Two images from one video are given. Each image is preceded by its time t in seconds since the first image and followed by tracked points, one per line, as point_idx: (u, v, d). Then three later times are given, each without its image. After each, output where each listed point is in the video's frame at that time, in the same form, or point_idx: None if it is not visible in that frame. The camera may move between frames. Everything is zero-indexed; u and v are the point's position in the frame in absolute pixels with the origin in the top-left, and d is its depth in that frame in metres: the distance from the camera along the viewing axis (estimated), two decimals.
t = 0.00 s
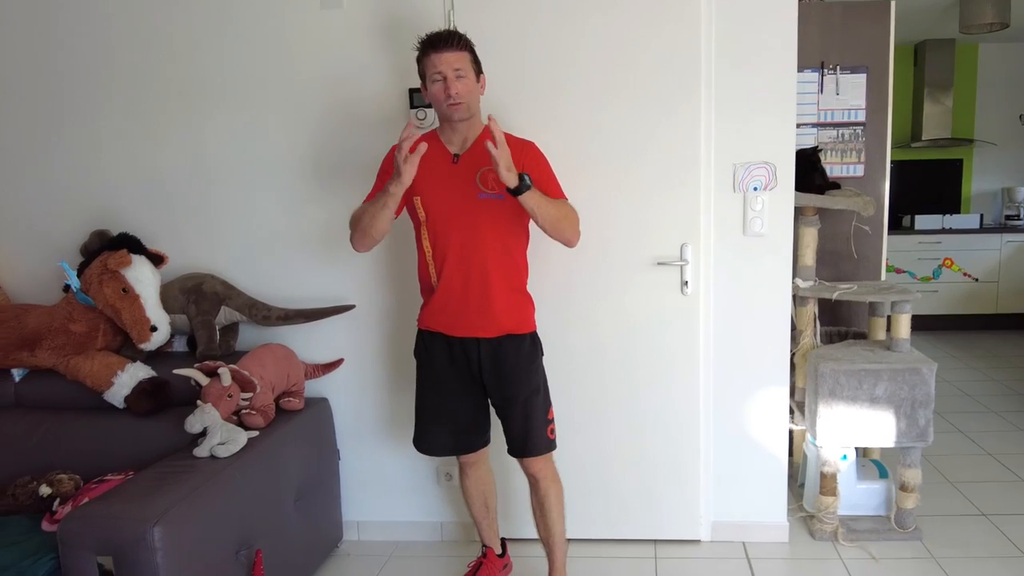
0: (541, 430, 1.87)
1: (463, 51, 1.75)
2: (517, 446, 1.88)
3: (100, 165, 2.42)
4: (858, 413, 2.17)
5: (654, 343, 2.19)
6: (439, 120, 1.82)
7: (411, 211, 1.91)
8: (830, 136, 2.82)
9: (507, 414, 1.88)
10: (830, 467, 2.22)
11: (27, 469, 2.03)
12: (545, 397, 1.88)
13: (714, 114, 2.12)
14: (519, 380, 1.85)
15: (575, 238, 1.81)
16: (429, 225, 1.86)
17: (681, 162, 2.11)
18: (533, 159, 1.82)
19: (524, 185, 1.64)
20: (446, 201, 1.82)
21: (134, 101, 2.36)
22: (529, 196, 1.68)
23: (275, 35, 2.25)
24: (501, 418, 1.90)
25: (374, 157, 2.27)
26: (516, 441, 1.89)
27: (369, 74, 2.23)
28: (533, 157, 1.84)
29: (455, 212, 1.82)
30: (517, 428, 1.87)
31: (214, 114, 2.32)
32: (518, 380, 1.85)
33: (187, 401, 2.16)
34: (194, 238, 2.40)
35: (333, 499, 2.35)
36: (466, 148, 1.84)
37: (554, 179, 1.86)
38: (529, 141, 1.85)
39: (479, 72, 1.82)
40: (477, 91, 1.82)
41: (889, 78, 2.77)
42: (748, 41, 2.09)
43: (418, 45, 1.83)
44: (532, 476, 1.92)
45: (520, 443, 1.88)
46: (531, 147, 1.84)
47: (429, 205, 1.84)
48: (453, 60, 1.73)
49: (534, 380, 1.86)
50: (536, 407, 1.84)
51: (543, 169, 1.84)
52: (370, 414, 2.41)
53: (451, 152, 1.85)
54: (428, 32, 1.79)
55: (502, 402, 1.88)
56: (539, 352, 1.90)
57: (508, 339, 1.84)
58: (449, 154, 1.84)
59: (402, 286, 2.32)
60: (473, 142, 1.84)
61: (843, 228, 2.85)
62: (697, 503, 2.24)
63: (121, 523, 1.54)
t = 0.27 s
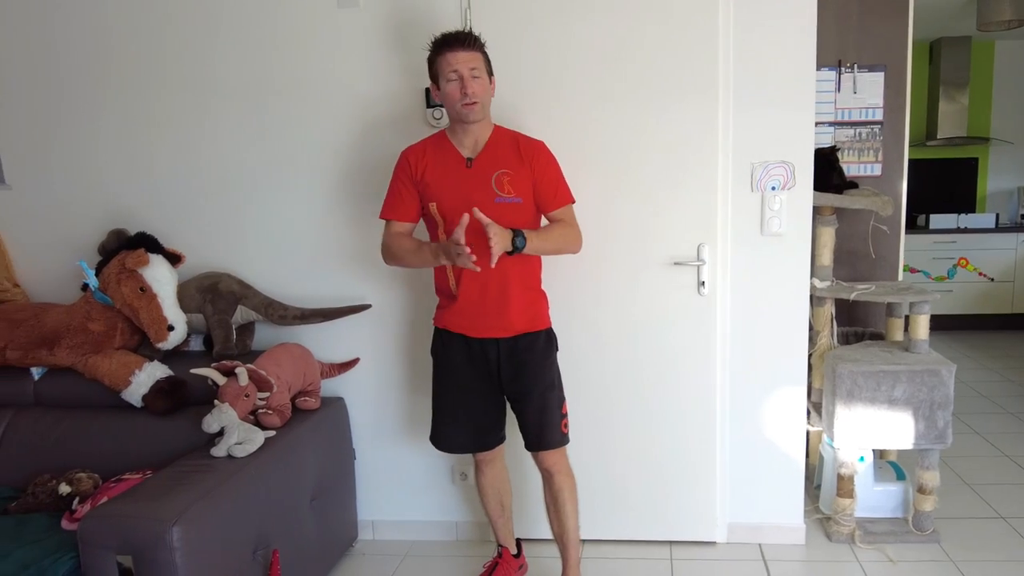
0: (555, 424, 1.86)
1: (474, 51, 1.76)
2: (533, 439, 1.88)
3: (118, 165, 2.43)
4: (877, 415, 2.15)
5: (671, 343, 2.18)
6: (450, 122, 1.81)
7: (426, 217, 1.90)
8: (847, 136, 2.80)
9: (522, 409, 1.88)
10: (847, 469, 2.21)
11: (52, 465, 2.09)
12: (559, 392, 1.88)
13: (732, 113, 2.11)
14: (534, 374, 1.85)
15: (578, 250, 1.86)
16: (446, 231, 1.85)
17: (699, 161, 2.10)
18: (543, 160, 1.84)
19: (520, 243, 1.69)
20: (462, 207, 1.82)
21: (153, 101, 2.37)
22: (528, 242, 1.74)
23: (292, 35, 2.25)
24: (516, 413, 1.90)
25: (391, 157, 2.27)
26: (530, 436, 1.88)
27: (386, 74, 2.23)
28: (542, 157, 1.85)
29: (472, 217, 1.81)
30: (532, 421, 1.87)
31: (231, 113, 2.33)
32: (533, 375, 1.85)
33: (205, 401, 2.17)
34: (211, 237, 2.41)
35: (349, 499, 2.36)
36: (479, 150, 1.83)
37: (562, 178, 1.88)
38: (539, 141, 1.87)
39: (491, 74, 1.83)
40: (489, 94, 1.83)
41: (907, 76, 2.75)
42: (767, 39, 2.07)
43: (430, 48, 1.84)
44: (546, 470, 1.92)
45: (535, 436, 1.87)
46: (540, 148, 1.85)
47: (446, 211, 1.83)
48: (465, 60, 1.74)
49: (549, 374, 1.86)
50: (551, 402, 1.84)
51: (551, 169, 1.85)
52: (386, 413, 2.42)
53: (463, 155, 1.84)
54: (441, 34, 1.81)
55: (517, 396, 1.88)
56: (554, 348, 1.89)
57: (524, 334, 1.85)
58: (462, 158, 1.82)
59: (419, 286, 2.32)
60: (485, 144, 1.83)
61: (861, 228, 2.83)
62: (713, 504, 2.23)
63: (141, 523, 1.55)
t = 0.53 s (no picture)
0: (568, 425, 1.86)
1: (481, 51, 1.76)
2: (545, 440, 1.88)
3: (133, 166, 2.45)
4: (891, 418, 2.14)
5: (685, 345, 2.18)
6: (461, 125, 1.82)
7: (441, 220, 1.91)
8: (863, 137, 2.78)
9: (534, 408, 1.87)
10: (862, 472, 2.19)
11: (70, 462, 2.13)
12: (571, 391, 1.88)
13: (747, 114, 2.10)
14: (547, 374, 1.84)
15: (592, 252, 1.87)
16: (461, 235, 1.86)
17: (714, 163, 2.09)
18: (555, 161, 1.83)
19: (532, 248, 1.70)
20: (477, 210, 1.82)
21: (168, 102, 2.38)
22: (538, 247, 1.74)
23: (306, 36, 2.26)
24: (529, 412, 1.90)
25: (405, 158, 2.28)
26: (543, 437, 1.88)
27: (400, 75, 2.24)
28: (554, 157, 1.84)
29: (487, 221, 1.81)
30: (545, 420, 1.86)
31: (245, 114, 2.34)
32: (546, 376, 1.84)
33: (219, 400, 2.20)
34: (225, 237, 2.42)
35: (362, 499, 2.36)
36: (491, 152, 1.83)
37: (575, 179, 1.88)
38: (552, 142, 1.86)
39: (499, 74, 1.82)
40: (498, 94, 1.82)
41: (923, 77, 2.73)
42: (783, 39, 2.06)
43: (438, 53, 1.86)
44: (558, 469, 1.92)
45: (547, 434, 1.87)
46: (552, 148, 1.84)
47: (462, 215, 1.84)
48: (471, 60, 1.75)
49: (561, 373, 1.86)
50: (564, 403, 1.84)
51: (564, 170, 1.85)
52: (398, 414, 2.43)
53: (477, 158, 1.84)
54: (448, 38, 1.82)
55: (529, 394, 1.88)
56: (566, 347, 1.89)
57: (537, 334, 1.85)
58: (476, 161, 1.82)
59: (432, 287, 2.33)
60: (497, 146, 1.82)
61: (875, 229, 2.81)
62: (726, 507, 2.23)
63: (157, 523, 1.56)
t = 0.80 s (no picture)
0: (579, 425, 1.86)
1: (489, 52, 1.77)
2: (556, 440, 1.87)
3: (145, 165, 2.46)
4: (903, 421, 2.13)
5: (695, 346, 2.17)
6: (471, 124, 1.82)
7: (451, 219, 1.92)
8: (875, 136, 2.76)
9: (546, 408, 1.87)
10: (874, 474, 2.18)
11: (82, 460, 2.14)
12: (583, 392, 1.87)
13: (759, 114, 2.09)
14: (558, 375, 1.84)
15: (602, 249, 1.84)
16: (471, 233, 1.86)
17: (726, 163, 2.08)
18: (563, 158, 1.82)
19: (538, 243, 1.69)
20: (485, 208, 1.82)
21: (179, 102, 2.39)
22: (546, 243, 1.73)
23: (318, 36, 2.27)
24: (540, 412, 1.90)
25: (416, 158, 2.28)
26: (554, 438, 1.88)
27: (411, 75, 2.24)
28: (563, 155, 1.83)
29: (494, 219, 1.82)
30: (556, 419, 1.86)
31: (256, 114, 2.34)
32: (557, 376, 1.84)
33: (229, 399, 2.21)
34: (236, 236, 2.43)
35: (372, 498, 2.37)
36: (501, 151, 1.83)
37: (585, 176, 1.86)
38: (560, 139, 1.86)
39: (507, 73, 1.83)
40: (507, 93, 1.82)
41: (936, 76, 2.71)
42: (796, 38, 2.05)
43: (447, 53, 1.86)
44: (571, 470, 1.91)
45: (559, 436, 1.87)
46: (560, 146, 1.84)
47: (470, 213, 1.84)
48: (479, 60, 1.75)
49: (573, 374, 1.85)
50: (575, 403, 1.84)
51: (572, 167, 1.84)
52: (408, 413, 2.43)
53: (486, 157, 1.84)
54: (455, 38, 1.82)
55: (541, 395, 1.88)
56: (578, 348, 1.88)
57: (548, 334, 1.85)
58: (485, 160, 1.83)
59: (442, 287, 2.33)
60: (507, 145, 1.83)
61: (887, 229, 2.80)
62: (736, 509, 2.22)
63: (168, 523, 1.56)
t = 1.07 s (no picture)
0: (591, 428, 1.85)
1: (497, 54, 1.75)
2: (568, 445, 1.86)
3: (156, 164, 2.46)
4: (914, 423, 2.11)
5: (706, 347, 2.16)
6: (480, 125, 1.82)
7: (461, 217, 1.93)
8: (887, 136, 2.74)
9: (557, 412, 1.86)
10: (885, 477, 2.17)
11: (92, 458, 2.14)
12: (595, 394, 1.86)
13: (771, 113, 2.08)
14: (569, 377, 1.83)
15: (614, 247, 1.82)
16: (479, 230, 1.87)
17: (738, 162, 2.07)
18: (573, 155, 1.80)
19: (546, 242, 1.69)
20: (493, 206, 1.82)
21: (191, 101, 2.39)
22: (555, 241, 1.72)
23: (328, 34, 2.27)
24: (551, 415, 1.88)
25: (426, 157, 2.28)
26: (566, 441, 1.87)
27: (422, 73, 2.24)
28: (573, 152, 1.81)
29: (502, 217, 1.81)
30: (566, 423, 1.85)
31: (267, 113, 2.35)
32: (569, 379, 1.83)
33: (239, 397, 2.21)
34: (247, 235, 2.43)
35: (381, 498, 2.37)
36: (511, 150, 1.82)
37: (596, 173, 1.84)
38: (570, 137, 1.84)
39: (516, 73, 1.81)
40: (516, 93, 1.81)
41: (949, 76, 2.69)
42: (810, 37, 2.03)
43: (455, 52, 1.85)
44: (583, 475, 1.91)
45: (570, 440, 1.86)
46: (570, 143, 1.82)
47: (478, 211, 1.85)
48: (487, 64, 1.74)
49: (585, 376, 1.84)
50: (587, 406, 1.83)
51: (583, 164, 1.81)
52: (417, 412, 2.43)
53: (496, 155, 1.84)
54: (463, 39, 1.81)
55: (552, 398, 1.87)
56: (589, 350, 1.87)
57: (559, 336, 1.83)
58: (493, 158, 1.83)
59: (452, 286, 2.33)
60: (517, 143, 1.82)
61: (899, 230, 2.78)
62: (746, 510, 2.21)
63: (178, 521, 1.56)
